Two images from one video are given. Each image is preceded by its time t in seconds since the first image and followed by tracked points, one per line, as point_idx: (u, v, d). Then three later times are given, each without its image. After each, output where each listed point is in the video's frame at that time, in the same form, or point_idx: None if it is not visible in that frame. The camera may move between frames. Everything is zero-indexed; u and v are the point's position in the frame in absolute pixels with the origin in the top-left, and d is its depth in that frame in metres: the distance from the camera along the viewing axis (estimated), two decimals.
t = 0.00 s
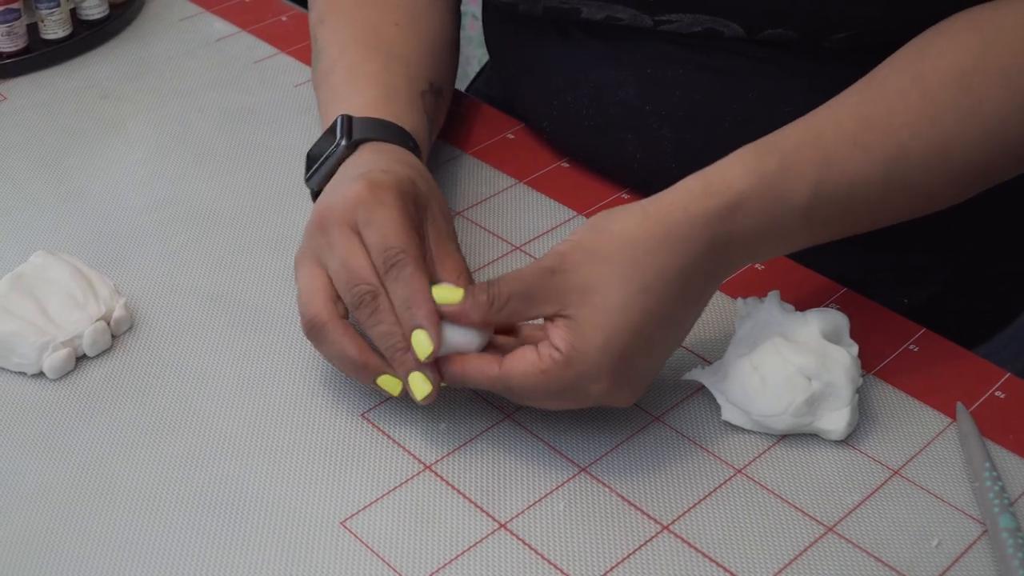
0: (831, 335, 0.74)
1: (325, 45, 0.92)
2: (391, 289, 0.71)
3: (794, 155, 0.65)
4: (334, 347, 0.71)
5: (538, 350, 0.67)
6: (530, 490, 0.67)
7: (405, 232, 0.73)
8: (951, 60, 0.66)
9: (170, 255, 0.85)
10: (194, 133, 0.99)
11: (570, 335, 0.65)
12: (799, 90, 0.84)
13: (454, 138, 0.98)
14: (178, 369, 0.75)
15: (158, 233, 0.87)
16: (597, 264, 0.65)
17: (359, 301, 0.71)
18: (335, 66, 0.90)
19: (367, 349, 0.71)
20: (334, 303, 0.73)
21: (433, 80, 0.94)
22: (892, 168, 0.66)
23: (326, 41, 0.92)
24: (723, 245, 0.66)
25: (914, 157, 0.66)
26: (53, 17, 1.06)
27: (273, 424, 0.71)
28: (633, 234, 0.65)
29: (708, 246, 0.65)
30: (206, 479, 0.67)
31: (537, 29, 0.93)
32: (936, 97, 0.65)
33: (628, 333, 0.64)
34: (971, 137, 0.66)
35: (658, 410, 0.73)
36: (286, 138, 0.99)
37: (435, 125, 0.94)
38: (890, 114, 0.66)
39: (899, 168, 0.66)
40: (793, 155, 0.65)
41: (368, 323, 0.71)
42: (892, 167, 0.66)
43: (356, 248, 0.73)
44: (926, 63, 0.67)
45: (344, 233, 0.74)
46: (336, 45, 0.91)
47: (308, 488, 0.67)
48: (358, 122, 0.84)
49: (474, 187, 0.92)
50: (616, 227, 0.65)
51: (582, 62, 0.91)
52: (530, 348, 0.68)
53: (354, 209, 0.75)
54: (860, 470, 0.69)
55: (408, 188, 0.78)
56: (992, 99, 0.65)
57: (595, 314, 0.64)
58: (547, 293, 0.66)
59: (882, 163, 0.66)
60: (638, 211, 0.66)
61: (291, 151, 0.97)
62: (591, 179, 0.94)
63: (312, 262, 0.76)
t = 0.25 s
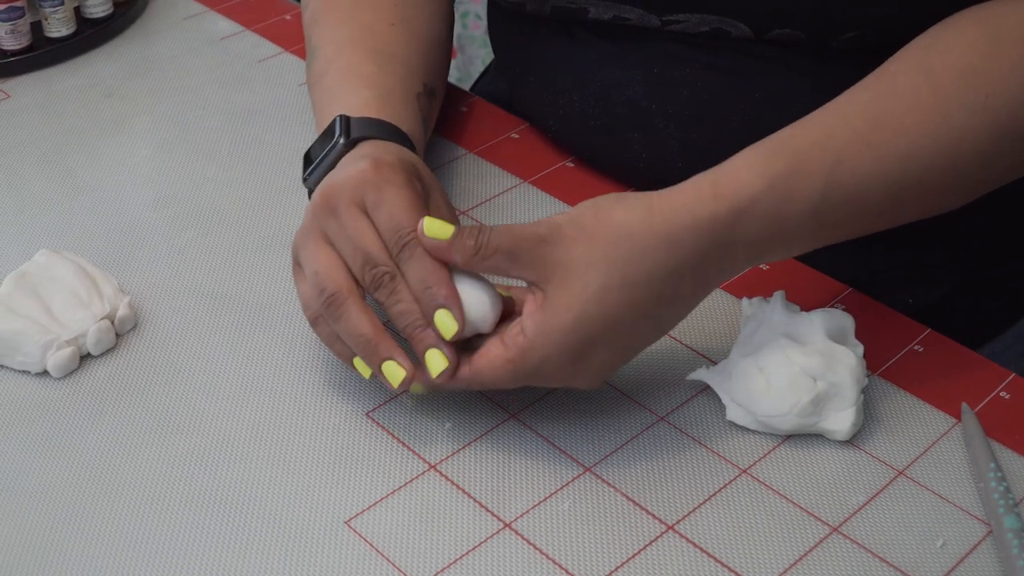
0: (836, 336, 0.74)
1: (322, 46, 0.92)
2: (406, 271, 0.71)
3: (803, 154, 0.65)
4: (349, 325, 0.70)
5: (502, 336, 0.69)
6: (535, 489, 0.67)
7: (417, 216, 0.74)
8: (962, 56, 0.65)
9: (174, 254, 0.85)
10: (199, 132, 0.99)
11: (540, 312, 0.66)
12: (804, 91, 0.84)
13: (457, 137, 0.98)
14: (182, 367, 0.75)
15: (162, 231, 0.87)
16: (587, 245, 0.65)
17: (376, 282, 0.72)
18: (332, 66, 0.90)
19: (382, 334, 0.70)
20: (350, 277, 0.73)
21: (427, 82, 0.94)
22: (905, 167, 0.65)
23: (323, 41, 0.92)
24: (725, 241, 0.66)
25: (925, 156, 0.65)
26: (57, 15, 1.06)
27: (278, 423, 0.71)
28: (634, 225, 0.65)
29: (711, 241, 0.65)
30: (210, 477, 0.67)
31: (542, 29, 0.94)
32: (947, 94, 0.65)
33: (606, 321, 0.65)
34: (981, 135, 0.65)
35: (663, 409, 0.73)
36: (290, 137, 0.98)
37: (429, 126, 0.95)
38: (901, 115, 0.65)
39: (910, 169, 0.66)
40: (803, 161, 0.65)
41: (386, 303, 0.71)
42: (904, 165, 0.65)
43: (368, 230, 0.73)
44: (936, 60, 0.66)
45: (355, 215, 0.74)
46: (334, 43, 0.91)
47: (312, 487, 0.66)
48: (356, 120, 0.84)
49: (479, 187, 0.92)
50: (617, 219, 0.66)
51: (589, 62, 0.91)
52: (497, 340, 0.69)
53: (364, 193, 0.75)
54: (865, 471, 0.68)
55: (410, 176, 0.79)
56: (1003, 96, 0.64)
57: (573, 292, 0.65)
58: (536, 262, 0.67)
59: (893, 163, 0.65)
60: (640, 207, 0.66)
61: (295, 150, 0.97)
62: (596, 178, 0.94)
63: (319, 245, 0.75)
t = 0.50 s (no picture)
0: (839, 335, 0.74)
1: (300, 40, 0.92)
2: (404, 304, 0.71)
3: (800, 174, 0.65)
4: (347, 373, 0.71)
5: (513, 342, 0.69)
6: (536, 488, 0.67)
7: (403, 244, 0.74)
8: (963, 71, 0.66)
9: (176, 251, 0.85)
10: (201, 130, 0.99)
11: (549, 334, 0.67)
12: (806, 90, 0.84)
13: (459, 136, 0.98)
14: (183, 365, 0.75)
15: (164, 229, 0.87)
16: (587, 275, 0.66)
17: (371, 317, 0.71)
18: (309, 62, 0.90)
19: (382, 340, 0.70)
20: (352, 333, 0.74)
21: (400, 76, 0.92)
22: (899, 187, 0.66)
23: (302, 37, 0.92)
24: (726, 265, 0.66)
25: (921, 173, 0.65)
26: (58, 13, 1.06)
27: (279, 421, 0.71)
28: (636, 250, 0.65)
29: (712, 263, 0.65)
30: (211, 476, 0.67)
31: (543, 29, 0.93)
32: (944, 108, 0.65)
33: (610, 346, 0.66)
34: (977, 152, 0.65)
35: (665, 408, 0.73)
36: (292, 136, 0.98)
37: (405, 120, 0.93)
38: (899, 127, 0.65)
39: (906, 184, 0.66)
40: (800, 171, 0.65)
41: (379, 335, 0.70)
42: (901, 188, 0.66)
43: (358, 272, 0.74)
44: (936, 73, 0.66)
45: (343, 261, 0.74)
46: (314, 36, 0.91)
47: (312, 487, 0.66)
48: (312, 124, 0.84)
49: (480, 186, 0.92)
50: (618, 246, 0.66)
51: (589, 61, 0.91)
52: (507, 342, 0.69)
53: (347, 234, 0.75)
54: (867, 470, 0.68)
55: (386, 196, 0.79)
56: (1001, 114, 0.65)
57: (576, 321, 0.65)
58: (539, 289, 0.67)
59: (888, 177, 0.65)
60: (640, 231, 0.66)
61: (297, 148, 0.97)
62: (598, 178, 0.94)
63: (319, 295, 0.75)
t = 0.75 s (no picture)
0: (842, 333, 0.74)
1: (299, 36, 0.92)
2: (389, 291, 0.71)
3: (819, 185, 0.68)
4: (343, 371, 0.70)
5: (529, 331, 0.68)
6: (538, 485, 0.67)
7: (385, 231, 0.73)
8: (966, 78, 0.68)
9: (178, 248, 0.85)
10: (203, 126, 0.99)
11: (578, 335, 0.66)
12: (809, 88, 0.84)
13: (461, 132, 0.98)
14: (184, 362, 0.75)
15: (165, 225, 0.87)
16: (619, 274, 0.65)
17: (357, 310, 0.71)
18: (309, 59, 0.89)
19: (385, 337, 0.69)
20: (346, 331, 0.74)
21: (395, 68, 0.91)
22: (914, 193, 0.68)
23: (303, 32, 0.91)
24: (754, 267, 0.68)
25: (932, 178, 0.68)
26: (60, 9, 1.06)
27: (279, 417, 0.71)
28: (655, 252, 0.66)
29: (737, 270, 0.68)
30: (211, 473, 0.67)
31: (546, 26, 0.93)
32: (950, 114, 0.68)
33: (641, 340, 0.67)
34: (985, 155, 0.68)
35: (667, 405, 0.73)
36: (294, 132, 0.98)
37: (405, 110, 0.92)
38: (908, 136, 0.68)
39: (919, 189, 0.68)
40: (816, 180, 0.68)
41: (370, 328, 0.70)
42: (914, 194, 0.68)
43: (344, 270, 0.73)
44: (942, 80, 0.68)
45: (327, 262, 0.74)
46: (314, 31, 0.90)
47: (314, 483, 0.66)
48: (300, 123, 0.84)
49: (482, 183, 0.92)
50: (640, 241, 0.66)
51: (591, 59, 0.91)
52: (520, 330, 0.68)
53: (329, 233, 0.74)
54: (870, 467, 0.68)
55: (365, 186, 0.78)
56: (1008, 117, 0.67)
57: (609, 327, 0.65)
58: (572, 291, 0.66)
59: (903, 184, 0.68)
60: (664, 233, 0.67)
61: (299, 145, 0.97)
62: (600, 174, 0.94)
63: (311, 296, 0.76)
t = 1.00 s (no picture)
0: (845, 334, 0.74)
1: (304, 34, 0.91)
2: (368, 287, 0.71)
3: (828, 174, 0.68)
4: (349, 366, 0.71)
5: (546, 345, 0.68)
6: (541, 486, 0.67)
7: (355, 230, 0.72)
8: (975, 71, 0.68)
9: (181, 247, 0.85)
10: (206, 124, 0.99)
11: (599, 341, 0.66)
12: (814, 86, 0.84)
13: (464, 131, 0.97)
14: (186, 362, 0.75)
15: (168, 224, 0.87)
16: (629, 273, 0.65)
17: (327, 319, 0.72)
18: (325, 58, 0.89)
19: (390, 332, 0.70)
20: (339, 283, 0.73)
21: (410, 58, 0.91)
22: (922, 184, 0.69)
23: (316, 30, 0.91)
24: (766, 253, 0.68)
25: (940, 170, 0.68)
26: (63, 7, 1.06)
27: (281, 417, 0.71)
28: (665, 247, 0.66)
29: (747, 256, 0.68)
30: (212, 473, 0.67)
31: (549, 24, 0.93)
32: (958, 108, 0.68)
33: (625, 334, 0.65)
34: (993, 149, 0.68)
35: (671, 406, 0.73)
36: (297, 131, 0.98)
37: (423, 100, 0.91)
38: (916, 127, 0.68)
39: (928, 180, 0.68)
40: (825, 167, 0.68)
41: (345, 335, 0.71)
42: (922, 186, 0.69)
43: (317, 274, 0.73)
44: (951, 73, 0.68)
45: (308, 266, 0.74)
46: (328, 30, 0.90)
47: (316, 484, 0.66)
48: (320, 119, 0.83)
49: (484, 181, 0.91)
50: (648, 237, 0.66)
51: (594, 57, 0.91)
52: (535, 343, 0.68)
53: (297, 237, 0.74)
54: (873, 468, 0.68)
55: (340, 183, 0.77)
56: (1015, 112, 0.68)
57: (624, 323, 0.65)
58: (586, 297, 0.66)
59: (911, 175, 0.68)
60: (671, 228, 0.67)
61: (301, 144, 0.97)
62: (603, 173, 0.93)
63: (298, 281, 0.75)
